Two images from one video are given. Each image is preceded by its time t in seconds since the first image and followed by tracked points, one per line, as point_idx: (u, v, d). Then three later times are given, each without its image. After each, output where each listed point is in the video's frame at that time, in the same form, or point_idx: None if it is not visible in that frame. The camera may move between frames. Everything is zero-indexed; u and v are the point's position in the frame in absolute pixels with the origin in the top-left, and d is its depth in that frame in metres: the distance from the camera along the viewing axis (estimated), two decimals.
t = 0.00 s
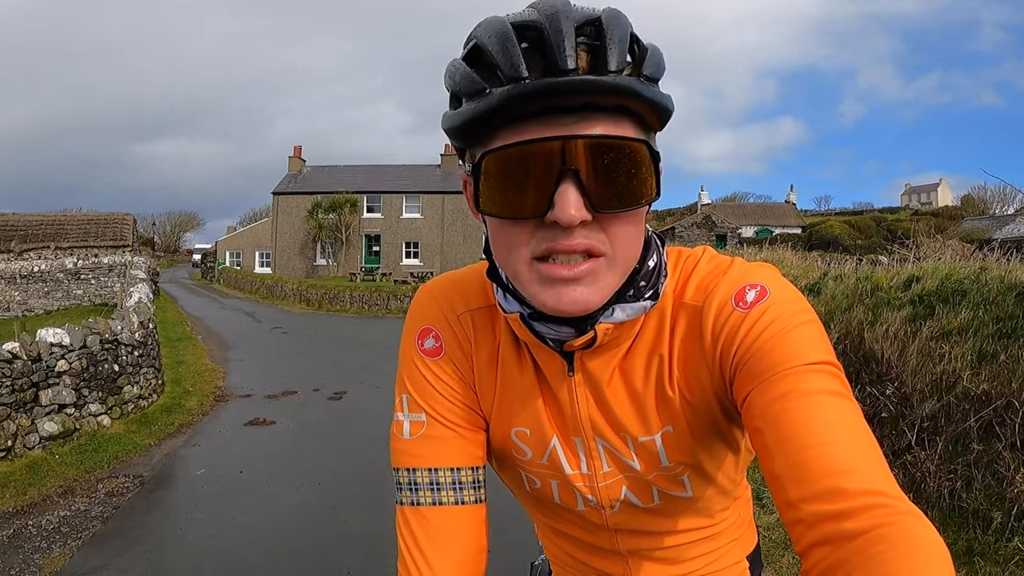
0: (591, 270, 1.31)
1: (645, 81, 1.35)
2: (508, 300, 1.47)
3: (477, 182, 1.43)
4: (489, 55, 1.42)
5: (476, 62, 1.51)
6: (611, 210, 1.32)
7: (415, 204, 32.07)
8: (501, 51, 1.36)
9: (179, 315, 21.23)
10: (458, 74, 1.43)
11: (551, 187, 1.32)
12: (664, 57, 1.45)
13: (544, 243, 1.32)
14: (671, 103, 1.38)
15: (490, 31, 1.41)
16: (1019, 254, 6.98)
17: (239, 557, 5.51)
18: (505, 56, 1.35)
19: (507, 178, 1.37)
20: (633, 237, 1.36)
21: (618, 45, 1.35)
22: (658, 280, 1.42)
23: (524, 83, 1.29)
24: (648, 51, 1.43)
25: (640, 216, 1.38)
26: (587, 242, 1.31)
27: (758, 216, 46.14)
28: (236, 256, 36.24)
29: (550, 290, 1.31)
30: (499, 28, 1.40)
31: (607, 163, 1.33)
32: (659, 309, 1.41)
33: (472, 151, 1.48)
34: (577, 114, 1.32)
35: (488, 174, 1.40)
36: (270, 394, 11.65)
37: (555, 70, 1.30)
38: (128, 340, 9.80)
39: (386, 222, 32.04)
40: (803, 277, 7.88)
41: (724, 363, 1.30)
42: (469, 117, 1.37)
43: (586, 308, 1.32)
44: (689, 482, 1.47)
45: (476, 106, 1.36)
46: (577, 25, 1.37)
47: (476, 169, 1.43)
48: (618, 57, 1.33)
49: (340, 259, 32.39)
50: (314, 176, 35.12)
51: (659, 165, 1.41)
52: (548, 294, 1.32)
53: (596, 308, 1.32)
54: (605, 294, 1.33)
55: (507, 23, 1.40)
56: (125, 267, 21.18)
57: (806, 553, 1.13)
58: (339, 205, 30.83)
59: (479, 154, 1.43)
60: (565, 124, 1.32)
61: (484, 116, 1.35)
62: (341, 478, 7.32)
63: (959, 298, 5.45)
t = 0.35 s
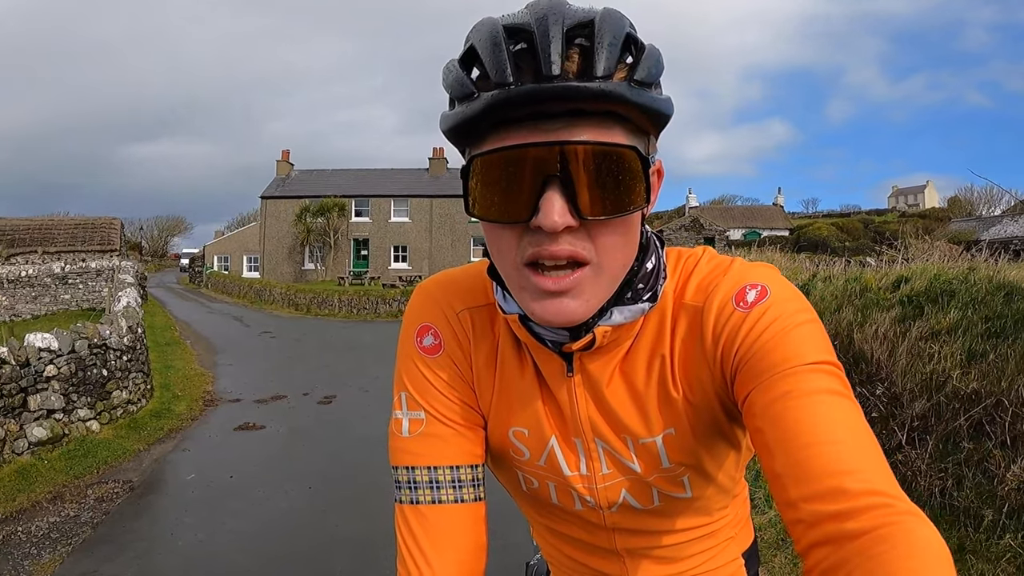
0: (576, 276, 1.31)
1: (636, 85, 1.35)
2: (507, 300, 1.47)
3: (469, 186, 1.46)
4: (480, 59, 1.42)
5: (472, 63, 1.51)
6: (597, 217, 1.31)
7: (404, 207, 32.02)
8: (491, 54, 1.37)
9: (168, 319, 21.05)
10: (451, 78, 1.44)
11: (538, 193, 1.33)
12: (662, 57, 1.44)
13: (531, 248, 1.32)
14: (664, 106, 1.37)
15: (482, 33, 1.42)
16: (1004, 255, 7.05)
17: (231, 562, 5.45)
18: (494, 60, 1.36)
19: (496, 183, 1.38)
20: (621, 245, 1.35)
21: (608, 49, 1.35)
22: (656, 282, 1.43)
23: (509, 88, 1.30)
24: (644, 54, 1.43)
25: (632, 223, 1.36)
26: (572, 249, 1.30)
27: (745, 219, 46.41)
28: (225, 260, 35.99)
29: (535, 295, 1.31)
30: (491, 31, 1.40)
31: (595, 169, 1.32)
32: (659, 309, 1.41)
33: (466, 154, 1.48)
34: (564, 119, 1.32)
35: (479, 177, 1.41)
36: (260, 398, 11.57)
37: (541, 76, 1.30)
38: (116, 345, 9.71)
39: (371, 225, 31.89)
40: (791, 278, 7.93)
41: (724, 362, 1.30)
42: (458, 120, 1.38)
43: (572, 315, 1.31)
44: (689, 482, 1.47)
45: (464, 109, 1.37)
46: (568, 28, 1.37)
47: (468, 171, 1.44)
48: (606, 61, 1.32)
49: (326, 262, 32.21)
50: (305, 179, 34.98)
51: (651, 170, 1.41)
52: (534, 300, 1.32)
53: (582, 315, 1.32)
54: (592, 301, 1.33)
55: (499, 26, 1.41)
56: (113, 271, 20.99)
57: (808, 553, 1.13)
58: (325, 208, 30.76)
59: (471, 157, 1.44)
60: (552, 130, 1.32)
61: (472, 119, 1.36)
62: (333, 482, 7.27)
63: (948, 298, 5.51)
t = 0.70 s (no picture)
0: (580, 278, 1.30)
1: (640, 86, 1.34)
2: (509, 300, 1.46)
3: (472, 186, 1.45)
4: (484, 59, 1.41)
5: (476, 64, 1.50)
6: (601, 217, 1.30)
7: (389, 199, 31.70)
8: (495, 54, 1.35)
9: (154, 312, 20.83)
10: (455, 77, 1.43)
11: (542, 193, 1.31)
12: (665, 58, 1.44)
13: (533, 248, 1.31)
14: (668, 107, 1.36)
15: (487, 34, 1.41)
16: (988, 251, 7.12)
17: (221, 556, 5.43)
18: (497, 60, 1.34)
19: (500, 182, 1.37)
20: (625, 245, 1.34)
21: (613, 49, 1.33)
22: (659, 282, 1.42)
23: (513, 89, 1.28)
24: (648, 54, 1.41)
25: (634, 223, 1.36)
26: (575, 250, 1.29)
27: (732, 214, 46.63)
28: (211, 252, 35.62)
29: (539, 296, 1.30)
30: (495, 31, 1.39)
31: (599, 169, 1.31)
32: (660, 308, 1.41)
33: (469, 154, 1.47)
34: (568, 119, 1.31)
35: (483, 176, 1.40)
36: (247, 391, 11.49)
37: (546, 76, 1.28)
38: (102, 338, 9.58)
39: (356, 217, 31.59)
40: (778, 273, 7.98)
41: (726, 361, 1.30)
42: (462, 120, 1.37)
43: (575, 316, 1.31)
44: (689, 481, 1.48)
45: (468, 110, 1.35)
46: (572, 29, 1.35)
47: (470, 171, 1.43)
48: (611, 62, 1.31)
49: (310, 254, 31.86)
50: (293, 171, 34.66)
51: (655, 171, 1.40)
52: (537, 300, 1.31)
53: (585, 315, 1.31)
54: (594, 302, 1.32)
55: (504, 26, 1.40)
56: (98, 264, 20.71)
57: (809, 551, 1.14)
58: (312, 200, 30.50)
59: (474, 156, 1.43)
60: (556, 129, 1.31)
61: (476, 118, 1.35)
62: (323, 476, 7.24)
63: (933, 294, 5.56)
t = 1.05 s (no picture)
0: (578, 275, 1.31)
1: (636, 86, 1.35)
2: (507, 299, 1.47)
3: (471, 186, 1.45)
4: (481, 61, 1.42)
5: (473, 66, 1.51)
6: (599, 215, 1.31)
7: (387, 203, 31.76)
8: (493, 56, 1.36)
9: (151, 317, 20.78)
10: (453, 79, 1.44)
11: (540, 192, 1.32)
12: (661, 59, 1.45)
13: (533, 247, 1.32)
14: (663, 107, 1.37)
15: (484, 36, 1.42)
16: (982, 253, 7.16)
17: (219, 561, 5.40)
18: (495, 61, 1.36)
19: (499, 182, 1.37)
20: (624, 243, 1.35)
21: (609, 50, 1.34)
22: (657, 280, 1.44)
23: (511, 89, 1.29)
24: (644, 55, 1.43)
25: (633, 222, 1.36)
26: (574, 248, 1.30)
27: (728, 217, 46.77)
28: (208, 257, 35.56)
29: (538, 293, 1.31)
30: (492, 33, 1.40)
31: (597, 168, 1.32)
32: (659, 308, 1.42)
33: (468, 155, 1.48)
34: (566, 119, 1.31)
35: (481, 176, 1.40)
36: (244, 396, 11.46)
37: (543, 76, 1.29)
38: (99, 343, 9.55)
39: (354, 222, 31.63)
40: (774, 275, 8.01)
41: (725, 360, 1.30)
42: (461, 121, 1.38)
43: (574, 313, 1.32)
44: (689, 482, 1.48)
45: (466, 110, 1.36)
46: (569, 30, 1.36)
47: (469, 171, 1.44)
48: (606, 63, 1.32)
49: (309, 259, 31.87)
50: (290, 176, 34.66)
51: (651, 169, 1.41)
52: (536, 298, 1.32)
53: (583, 313, 1.32)
54: (593, 299, 1.32)
55: (501, 28, 1.41)
56: (95, 269, 20.65)
57: (809, 551, 1.15)
58: (309, 205, 30.50)
59: (473, 157, 1.44)
60: (555, 129, 1.32)
61: (475, 120, 1.36)
62: (321, 480, 7.22)
63: (930, 296, 5.58)
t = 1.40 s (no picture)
0: (582, 272, 1.31)
1: (638, 85, 1.36)
2: (507, 299, 1.48)
3: (474, 183, 1.46)
4: (484, 61, 1.43)
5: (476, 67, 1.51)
6: (602, 213, 1.32)
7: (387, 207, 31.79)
8: (496, 56, 1.37)
9: (151, 322, 20.78)
10: (455, 79, 1.44)
11: (543, 190, 1.33)
12: (661, 60, 1.46)
13: (536, 245, 1.33)
14: (664, 107, 1.39)
15: (486, 36, 1.42)
16: (983, 251, 7.16)
17: (220, 566, 5.40)
18: (499, 60, 1.36)
19: (503, 181, 1.38)
20: (627, 239, 1.36)
21: (611, 49, 1.36)
22: (658, 280, 1.44)
23: (515, 88, 1.30)
24: (643, 56, 1.44)
25: (635, 219, 1.38)
26: (578, 246, 1.31)
27: (728, 218, 46.76)
28: (208, 261, 35.58)
29: (542, 291, 1.32)
30: (495, 33, 1.41)
31: (600, 166, 1.33)
32: (659, 309, 1.42)
33: (470, 155, 1.49)
34: (569, 117, 1.32)
35: (484, 175, 1.41)
36: (245, 400, 11.46)
37: (546, 75, 1.30)
38: (100, 348, 9.55)
39: (354, 225, 31.67)
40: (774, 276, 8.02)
41: (724, 360, 1.31)
42: (464, 121, 1.39)
43: (578, 310, 1.32)
44: (689, 482, 1.48)
45: (470, 110, 1.36)
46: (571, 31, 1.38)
47: (472, 171, 1.44)
48: (610, 62, 1.33)
49: (309, 263, 31.90)
50: (290, 180, 34.70)
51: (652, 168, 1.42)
52: (540, 296, 1.32)
53: (586, 312, 1.33)
54: (597, 296, 1.33)
55: (503, 29, 1.41)
56: (95, 274, 20.66)
57: (808, 551, 1.15)
58: (309, 209, 30.52)
59: (475, 157, 1.44)
60: (557, 127, 1.33)
61: (478, 119, 1.36)
62: (322, 484, 7.22)
63: (929, 295, 5.57)
